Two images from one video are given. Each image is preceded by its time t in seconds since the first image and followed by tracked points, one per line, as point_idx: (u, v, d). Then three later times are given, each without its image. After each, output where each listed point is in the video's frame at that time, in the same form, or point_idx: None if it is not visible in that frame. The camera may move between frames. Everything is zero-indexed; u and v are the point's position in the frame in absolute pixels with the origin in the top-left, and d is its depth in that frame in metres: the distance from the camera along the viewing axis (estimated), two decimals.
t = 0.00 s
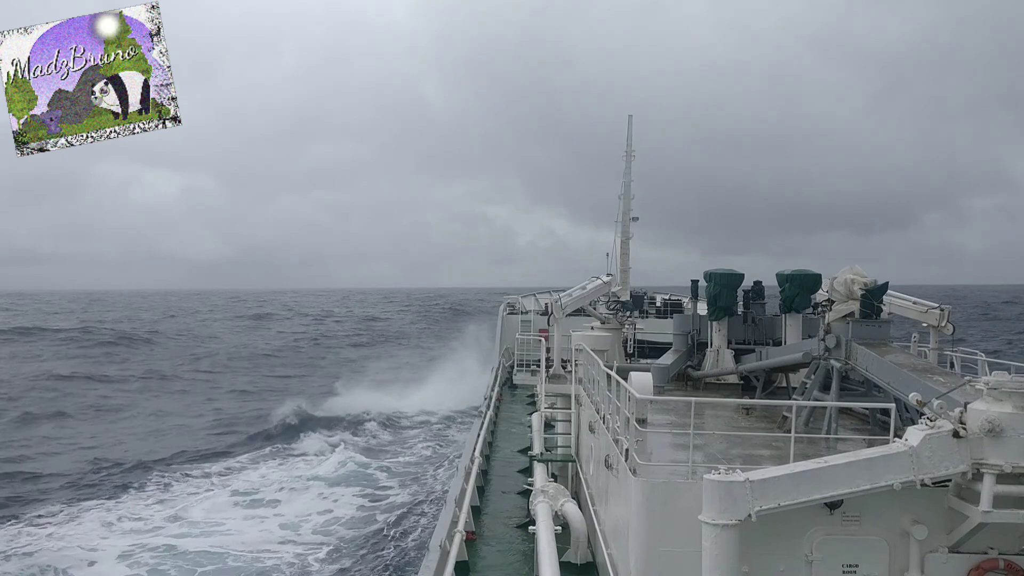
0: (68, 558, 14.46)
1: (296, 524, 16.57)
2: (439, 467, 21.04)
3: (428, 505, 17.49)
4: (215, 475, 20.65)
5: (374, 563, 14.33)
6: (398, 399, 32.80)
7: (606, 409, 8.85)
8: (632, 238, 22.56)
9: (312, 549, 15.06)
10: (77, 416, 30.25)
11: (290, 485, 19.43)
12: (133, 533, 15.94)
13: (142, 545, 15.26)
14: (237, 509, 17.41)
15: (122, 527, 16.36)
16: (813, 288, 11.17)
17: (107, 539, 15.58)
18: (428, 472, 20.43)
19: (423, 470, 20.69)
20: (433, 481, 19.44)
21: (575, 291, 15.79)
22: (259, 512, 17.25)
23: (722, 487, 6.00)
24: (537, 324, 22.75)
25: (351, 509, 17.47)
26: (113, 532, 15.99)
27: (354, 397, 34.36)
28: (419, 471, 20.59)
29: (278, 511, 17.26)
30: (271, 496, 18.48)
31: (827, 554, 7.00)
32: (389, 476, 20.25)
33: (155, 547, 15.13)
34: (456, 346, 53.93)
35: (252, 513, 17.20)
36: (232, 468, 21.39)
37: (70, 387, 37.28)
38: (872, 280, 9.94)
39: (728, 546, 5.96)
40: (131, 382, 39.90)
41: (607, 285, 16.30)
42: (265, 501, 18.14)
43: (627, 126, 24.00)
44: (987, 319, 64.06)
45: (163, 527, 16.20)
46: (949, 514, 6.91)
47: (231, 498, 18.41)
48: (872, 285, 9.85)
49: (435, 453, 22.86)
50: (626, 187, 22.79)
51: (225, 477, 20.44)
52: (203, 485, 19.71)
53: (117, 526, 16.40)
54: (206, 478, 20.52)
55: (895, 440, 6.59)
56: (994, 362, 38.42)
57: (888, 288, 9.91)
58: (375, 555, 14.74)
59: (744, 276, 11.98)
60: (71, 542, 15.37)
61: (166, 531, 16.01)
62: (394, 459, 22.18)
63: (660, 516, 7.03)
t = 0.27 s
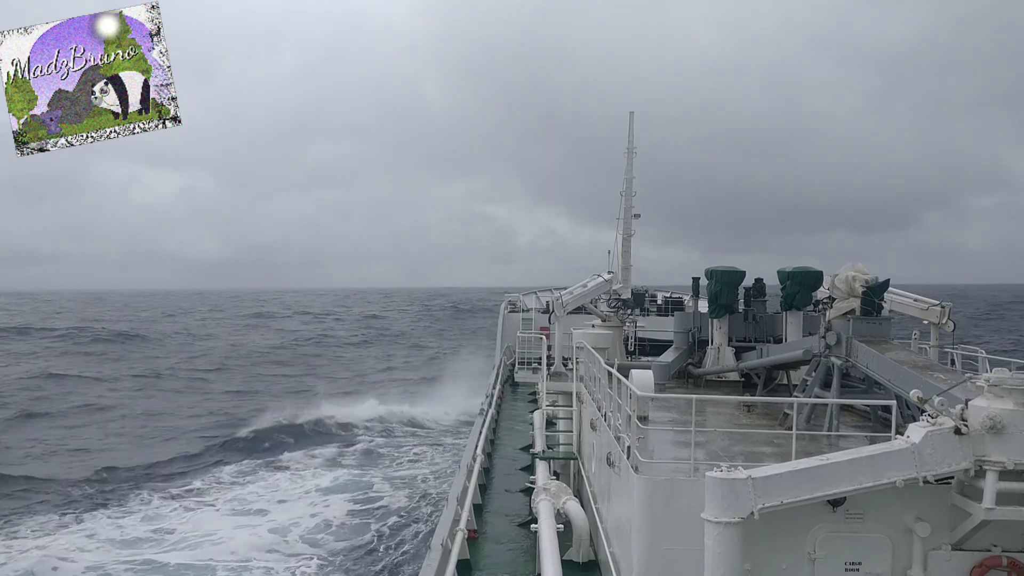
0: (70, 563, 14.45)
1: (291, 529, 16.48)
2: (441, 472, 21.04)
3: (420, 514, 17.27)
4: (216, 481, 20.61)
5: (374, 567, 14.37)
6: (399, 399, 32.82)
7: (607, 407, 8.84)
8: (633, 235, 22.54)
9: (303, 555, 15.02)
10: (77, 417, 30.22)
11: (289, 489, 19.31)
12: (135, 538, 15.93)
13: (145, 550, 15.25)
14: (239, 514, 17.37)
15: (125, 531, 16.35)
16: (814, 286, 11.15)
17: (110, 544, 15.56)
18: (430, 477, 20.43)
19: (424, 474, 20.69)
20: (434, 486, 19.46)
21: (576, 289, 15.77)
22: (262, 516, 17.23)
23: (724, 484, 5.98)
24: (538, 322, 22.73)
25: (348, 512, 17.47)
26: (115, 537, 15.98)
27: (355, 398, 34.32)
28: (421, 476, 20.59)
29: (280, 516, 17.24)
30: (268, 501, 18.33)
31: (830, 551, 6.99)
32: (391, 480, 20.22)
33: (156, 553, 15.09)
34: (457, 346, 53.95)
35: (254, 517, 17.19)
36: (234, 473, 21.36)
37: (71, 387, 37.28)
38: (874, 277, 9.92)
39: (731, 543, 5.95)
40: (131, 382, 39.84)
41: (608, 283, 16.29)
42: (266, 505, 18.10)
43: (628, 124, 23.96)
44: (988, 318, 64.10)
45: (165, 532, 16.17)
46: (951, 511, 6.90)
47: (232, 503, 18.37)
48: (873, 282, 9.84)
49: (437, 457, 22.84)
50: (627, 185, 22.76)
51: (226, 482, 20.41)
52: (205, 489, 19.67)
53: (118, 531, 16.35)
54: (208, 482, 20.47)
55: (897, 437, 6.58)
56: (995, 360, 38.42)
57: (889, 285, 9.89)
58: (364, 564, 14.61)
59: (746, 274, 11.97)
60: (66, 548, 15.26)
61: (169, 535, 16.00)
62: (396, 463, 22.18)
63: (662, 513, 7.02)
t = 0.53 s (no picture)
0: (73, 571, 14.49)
1: (292, 532, 16.53)
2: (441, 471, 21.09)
3: (425, 513, 17.56)
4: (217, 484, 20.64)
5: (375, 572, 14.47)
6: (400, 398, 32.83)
7: (608, 405, 8.86)
8: (634, 233, 22.55)
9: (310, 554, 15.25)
10: (77, 417, 30.20)
11: (290, 495, 19.33)
12: (137, 544, 15.96)
13: (146, 557, 15.29)
14: (240, 520, 17.40)
15: (127, 537, 16.38)
16: (816, 283, 11.17)
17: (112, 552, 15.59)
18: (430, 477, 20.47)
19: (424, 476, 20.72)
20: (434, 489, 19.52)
21: (577, 287, 15.78)
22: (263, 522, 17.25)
23: (724, 482, 6.00)
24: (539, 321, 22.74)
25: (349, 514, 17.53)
26: (117, 544, 16.02)
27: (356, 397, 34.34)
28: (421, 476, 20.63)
29: (281, 522, 17.26)
30: (269, 506, 18.35)
31: (831, 548, 7.01)
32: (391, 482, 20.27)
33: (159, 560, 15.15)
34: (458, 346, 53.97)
35: (255, 523, 17.21)
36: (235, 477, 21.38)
37: (72, 387, 37.29)
38: (876, 275, 9.95)
39: (731, 541, 5.98)
40: (130, 381, 39.80)
41: (609, 281, 16.30)
42: (268, 510, 18.11)
43: (629, 123, 23.95)
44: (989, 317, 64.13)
45: (167, 539, 16.20)
46: (951, 508, 6.92)
47: (234, 508, 18.40)
48: (875, 279, 9.87)
49: (437, 455, 22.88)
50: (628, 183, 22.76)
51: (227, 486, 20.43)
52: (206, 494, 19.71)
53: (120, 537, 16.39)
54: (209, 486, 20.49)
55: (897, 434, 6.60)
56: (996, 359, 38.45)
57: (891, 282, 9.92)
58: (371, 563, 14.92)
59: (747, 271, 11.99)
60: (66, 555, 15.26)
61: (171, 542, 16.04)
62: (396, 463, 22.21)
63: (663, 511, 7.05)
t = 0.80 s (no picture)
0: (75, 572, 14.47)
1: (293, 530, 16.53)
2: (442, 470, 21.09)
3: (426, 512, 17.56)
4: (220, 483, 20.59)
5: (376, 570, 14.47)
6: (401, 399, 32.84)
7: (608, 404, 8.86)
8: (633, 233, 22.55)
9: (311, 553, 15.25)
10: (77, 417, 30.16)
11: (293, 493, 19.32)
12: (139, 544, 15.94)
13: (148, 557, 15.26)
14: (243, 519, 17.39)
15: (128, 538, 16.36)
16: (815, 282, 11.17)
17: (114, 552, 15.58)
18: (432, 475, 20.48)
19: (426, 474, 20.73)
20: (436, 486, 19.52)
21: (576, 287, 15.78)
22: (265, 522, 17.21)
23: (725, 481, 6.00)
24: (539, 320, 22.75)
25: (351, 513, 17.53)
26: (119, 544, 15.99)
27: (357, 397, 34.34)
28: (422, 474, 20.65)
29: (282, 521, 17.24)
30: (272, 505, 18.36)
31: (831, 546, 7.02)
32: (393, 478, 20.29)
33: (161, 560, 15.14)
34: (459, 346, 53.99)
35: (257, 522, 17.18)
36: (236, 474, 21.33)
37: (72, 386, 37.26)
38: (873, 273, 9.96)
39: (731, 540, 5.98)
40: (129, 380, 39.75)
41: (608, 280, 16.30)
42: (269, 510, 18.08)
43: (629, 123, 23.95)
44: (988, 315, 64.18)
45: (170, 540, 16.17)
46: (952, 505, 6.92)
47: (236, 506, 18.37)
48: (873, 278, 9.89)
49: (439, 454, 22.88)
50: (628, 182, 22.76)
51: (229, 484, 20.40)
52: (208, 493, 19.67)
53: (121, 539, 16.34)
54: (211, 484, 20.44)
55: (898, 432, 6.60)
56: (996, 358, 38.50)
57: (889, 281, 9.92)
58: (370, 565, 14.91)
59: (746, 270, 11.99)
60: (69, 557, 15.25)
61: (173, 542, 16.02)
62: (398, 459, 22.22)
63: (663, 509, 7.05)
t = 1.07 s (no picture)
0: None
1: (292, 532, 16.49)
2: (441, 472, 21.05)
3: (426, 514, 17.49)
4: (219, 487, 20.57)
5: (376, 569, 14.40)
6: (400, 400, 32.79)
7: (607, 404, 8.83)
8: (632, 232, 22.52)
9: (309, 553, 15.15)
10: (76, 416, 30.07)
11: (291, 497, 19.28)
12: (138, 550, 15.88)
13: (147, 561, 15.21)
14: (242, 524, 17.33)
15: (127, 543, 16.30)
16: (814, 280, 11.15)
17: (113, 556, 15.52)
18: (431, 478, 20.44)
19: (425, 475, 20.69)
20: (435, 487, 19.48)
21: (575, 287, 15.75)
22: (264, 525, 17.15)
23: (725, 481, 5.96)
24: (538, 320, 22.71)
25: (350, 515, 17.50)
26: (117, 549, 15.94)
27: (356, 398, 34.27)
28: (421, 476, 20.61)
29: (282, 524, 17.20)
30: (270, 510, 18.32)
31: (832, 546, 6.99)
32: (391, 482, 20.26)
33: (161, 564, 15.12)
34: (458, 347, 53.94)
35: (256, 526, 17.13)
36: (235, 479, 21.30)
37: (71, 385, 37.15)
38: (873, 272, 9.95)
39: (732, 540, 5.95)
40: (127, 379, 39.65)
41: (607, 280, 16.27)
42: (269, 514, 18.04)
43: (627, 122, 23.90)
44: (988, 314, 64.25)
45: (168, 545, 16.12)
46: (953, 504, 6.90)
47: (235, 511, 18.32)
48: (872, 276, 9.87)
49: (437, 456, 22.83)
50: (626, 181, 22.74)
51: (228, 489, 20.35)
52: (206, 497, 19.63)
53: (120, 543, 16.30)
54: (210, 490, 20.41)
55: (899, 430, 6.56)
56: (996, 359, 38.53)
57: (888, 279, 9.90)
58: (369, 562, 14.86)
59: (745, 269, 11.96)
60: (68, 562, 15.21)
61: (172, 547, 15.97)
62: (397, 462, 22.18)
63: (663, 510, 7.03)
